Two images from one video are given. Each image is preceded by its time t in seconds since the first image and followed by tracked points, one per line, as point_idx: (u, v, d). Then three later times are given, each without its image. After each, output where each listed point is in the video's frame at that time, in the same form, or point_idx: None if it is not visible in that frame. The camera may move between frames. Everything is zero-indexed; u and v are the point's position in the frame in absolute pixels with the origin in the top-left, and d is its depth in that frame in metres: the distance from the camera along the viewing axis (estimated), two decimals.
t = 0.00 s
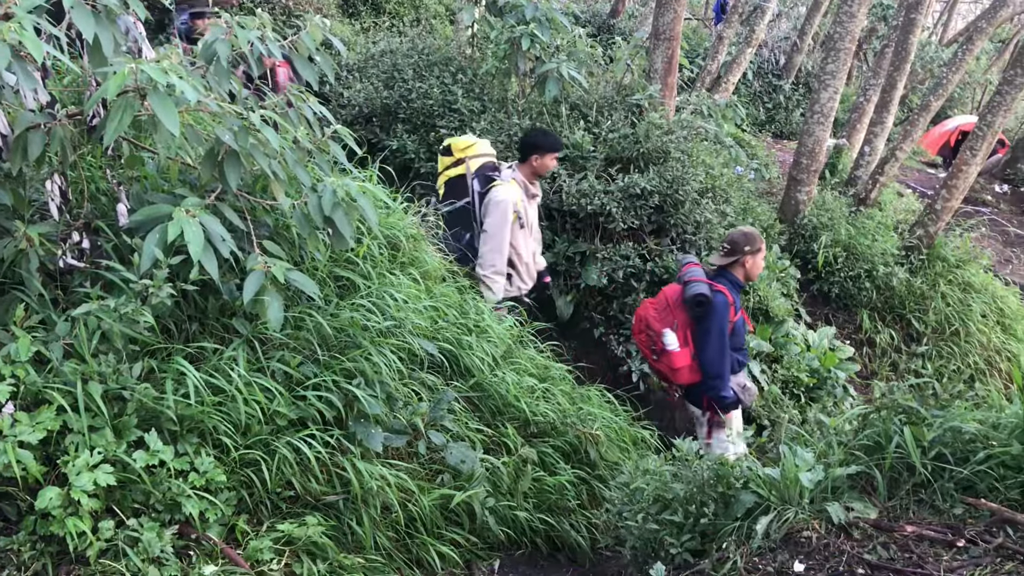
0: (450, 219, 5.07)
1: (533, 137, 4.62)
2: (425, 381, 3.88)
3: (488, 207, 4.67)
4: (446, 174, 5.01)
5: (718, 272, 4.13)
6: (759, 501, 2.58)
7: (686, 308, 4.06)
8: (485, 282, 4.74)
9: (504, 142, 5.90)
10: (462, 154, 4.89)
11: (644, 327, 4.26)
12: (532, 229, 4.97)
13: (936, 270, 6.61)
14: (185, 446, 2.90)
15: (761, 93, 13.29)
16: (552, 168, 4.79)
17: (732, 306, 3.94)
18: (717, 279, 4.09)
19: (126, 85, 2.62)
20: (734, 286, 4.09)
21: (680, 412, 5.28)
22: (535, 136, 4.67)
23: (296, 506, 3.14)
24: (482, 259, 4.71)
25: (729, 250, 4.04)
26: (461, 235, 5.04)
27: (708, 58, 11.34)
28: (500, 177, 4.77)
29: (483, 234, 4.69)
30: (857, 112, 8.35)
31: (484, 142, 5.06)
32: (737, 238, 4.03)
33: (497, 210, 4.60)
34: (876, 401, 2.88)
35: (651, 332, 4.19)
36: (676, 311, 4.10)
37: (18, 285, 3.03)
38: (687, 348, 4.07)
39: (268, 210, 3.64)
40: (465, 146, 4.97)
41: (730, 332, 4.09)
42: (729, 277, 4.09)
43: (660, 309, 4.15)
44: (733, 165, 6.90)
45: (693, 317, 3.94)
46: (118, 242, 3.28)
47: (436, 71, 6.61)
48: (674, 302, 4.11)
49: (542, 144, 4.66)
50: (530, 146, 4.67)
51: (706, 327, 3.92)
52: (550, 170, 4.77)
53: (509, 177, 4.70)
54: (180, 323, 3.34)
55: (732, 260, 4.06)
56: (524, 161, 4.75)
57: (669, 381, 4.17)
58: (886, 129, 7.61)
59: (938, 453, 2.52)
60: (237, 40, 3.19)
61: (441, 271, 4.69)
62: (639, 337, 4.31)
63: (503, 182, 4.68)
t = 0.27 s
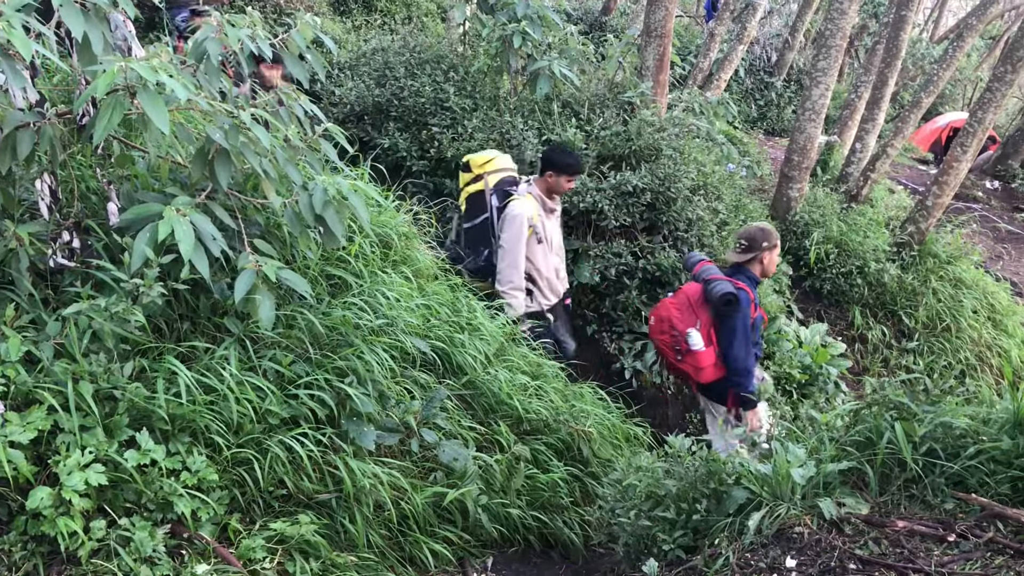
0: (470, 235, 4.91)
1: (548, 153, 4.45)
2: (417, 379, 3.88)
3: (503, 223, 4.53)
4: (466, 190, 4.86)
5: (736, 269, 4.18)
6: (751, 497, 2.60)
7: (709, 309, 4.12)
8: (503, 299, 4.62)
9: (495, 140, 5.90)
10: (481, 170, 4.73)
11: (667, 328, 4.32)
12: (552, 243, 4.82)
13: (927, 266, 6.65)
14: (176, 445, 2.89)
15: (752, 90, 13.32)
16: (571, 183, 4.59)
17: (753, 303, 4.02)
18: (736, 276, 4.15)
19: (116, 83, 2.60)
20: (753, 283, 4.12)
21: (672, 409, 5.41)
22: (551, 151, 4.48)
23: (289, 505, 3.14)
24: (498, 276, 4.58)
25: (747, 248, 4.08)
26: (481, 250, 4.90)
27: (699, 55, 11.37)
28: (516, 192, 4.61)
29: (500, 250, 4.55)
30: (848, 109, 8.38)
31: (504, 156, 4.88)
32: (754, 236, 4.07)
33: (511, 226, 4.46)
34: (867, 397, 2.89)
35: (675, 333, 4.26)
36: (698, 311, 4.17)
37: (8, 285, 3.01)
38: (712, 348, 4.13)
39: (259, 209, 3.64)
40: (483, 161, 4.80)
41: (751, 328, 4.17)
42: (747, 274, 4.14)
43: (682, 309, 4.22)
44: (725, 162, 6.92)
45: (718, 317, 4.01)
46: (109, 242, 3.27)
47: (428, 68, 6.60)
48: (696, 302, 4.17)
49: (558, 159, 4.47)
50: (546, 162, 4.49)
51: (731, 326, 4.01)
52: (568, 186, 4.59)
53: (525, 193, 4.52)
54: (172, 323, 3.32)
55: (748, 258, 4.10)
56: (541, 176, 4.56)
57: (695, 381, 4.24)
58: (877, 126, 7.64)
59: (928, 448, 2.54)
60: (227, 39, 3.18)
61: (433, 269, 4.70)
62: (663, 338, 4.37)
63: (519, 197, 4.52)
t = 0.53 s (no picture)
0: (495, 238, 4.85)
1: (569, 151, 4.41)
2: (414, 378, 3.88)
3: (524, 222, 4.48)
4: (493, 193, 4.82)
5: (753, 267, 4.37)
6: (748, 495, 2.61)
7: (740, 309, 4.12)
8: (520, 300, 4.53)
9: (491, 139, 5.89)
10: (506, 171, 4.70)
11: (697, 332, 4.26)
12: (576, 245, 4.74)
13: (923, 264, 6.67)
14: (173, 445, 2.89)
15: (748, 89, 13.34)
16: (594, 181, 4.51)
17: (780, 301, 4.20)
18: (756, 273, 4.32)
19: (112, 82, 2.60)
20: (771, 279, 4.36)
21: (669, 407, 5.41)
22: (573, 149, 4.44)
23: (286, 504, 3.14)
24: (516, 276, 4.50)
25: (768, 246, 4.28)
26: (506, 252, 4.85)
27: (695, 54, 11.38)
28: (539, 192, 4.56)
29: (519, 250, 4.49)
30: (844, 107, 8.40)
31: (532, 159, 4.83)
32: (775, 233, 4.27)
33: (530, 225, 4.40)
34: (863, 395, 2.90)
35: (707, 336, 4.21)
36: (730, 313, 4.14)
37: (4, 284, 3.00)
38: (744, 349, 4.15)
39: (256, 208, 3.63)
40: (510, 164, 4.76)
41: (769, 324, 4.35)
42: (765, 270, 4.35)
43: (714, 312, 4.17)
44: (721, 160, 6.93)
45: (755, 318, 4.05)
46: (105, 241, 3.26)
47: (424, 67, 6.59)
48: (727, 304, 4.14)
49: (580, 158, 4.41)
50: (568, 160, 4.44)
51: (766, 325, 4.08)
52: (591, 184, 4.51)
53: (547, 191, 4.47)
54: (168, 322, 3.32)
55: (768, 255, 4.29)
56: (564, 176, 4.50)
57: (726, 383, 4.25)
58: (873, 124, 7.66)
59: (925, 446, 2.54)
60: (223, 37, 3.17)
61: (430, 268, 4.70)
62: (691, 341, 4.33)
63: (540, 196, 4.47)
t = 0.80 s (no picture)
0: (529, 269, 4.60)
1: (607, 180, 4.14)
2: (414, 377, 3.89)
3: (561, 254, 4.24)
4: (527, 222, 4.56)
5: (781, 274, 4.29)
6: (747, 494, 2.62)
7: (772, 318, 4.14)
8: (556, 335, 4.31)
9: (490, 138, 5.86)
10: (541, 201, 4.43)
11: (728, 341, 4.23)
12: (617, 276, 4.47)
13: (922, 264, 6.68)
14: (174, 444, 2.89)
15: (747, 88, 13.36)
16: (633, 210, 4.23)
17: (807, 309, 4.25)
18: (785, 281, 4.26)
19: (112, 82, 2.60)
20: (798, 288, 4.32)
21: (668, 407, 5.37)
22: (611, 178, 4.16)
23: (286, 503, 3.15)
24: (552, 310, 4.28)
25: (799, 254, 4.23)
26: (544, 286, 4.55)
27: (693, 54, 11.38)
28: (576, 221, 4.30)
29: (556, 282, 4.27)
30: (843, 107, 8.41)
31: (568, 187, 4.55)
32: (806, 243, 4.22)
33: (568, 257, 4.16)
34: (862, 394, 2.90)
35: (739, 346, 4.19)
36: (763, 321, 4.15)
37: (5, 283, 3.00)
38: (775, 357, 4.18)
39: (256, 207, 3.64)
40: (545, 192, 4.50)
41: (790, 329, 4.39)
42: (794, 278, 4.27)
43: (747, 321, 4.15)
44: (720, 160, 6.93)
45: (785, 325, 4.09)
46: (105, 240, 3.26)
47: (423, 67, 6.59)
48: (759, 312, 4.14)
49: (620, 187, 4.14)
50: (605, 189, 4.17)
51: (796, 333, 4.16)
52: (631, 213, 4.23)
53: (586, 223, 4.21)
54: (168, 321, 3.32)
55: (799, 264, 4.25)
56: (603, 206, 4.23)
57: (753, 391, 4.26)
58: (872, 124, 7.67)
59: (924, 445, 2.55)
60: (224, 37, 3.17)
61: (430, 268, 4.71)
62: (720, 350, 4.30)
63: (579, 227, 4.21)
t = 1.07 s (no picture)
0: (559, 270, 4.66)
1: (649, 183, 4.21)
2: (414, 378, 3.89)
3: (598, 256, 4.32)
4: (560, 222, 4.62)
5: (797, 275, 4.32)
6: (747, 495, 2.62)
7: (796, 320, 4.20)
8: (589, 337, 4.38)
9: (490, 139, 5.88)
10: (578, 202, 4.49)
11: (755, 346, 4.27)
12: (648, 280, 4.56)
13: (921, 266, 6.68)
14: (174, 445, 2.89)
15: (746, 90, 13.38)
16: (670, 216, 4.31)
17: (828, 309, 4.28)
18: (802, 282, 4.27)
19: (113, 83, 2.60)
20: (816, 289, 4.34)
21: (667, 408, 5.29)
22: (652, 182, 4.23)
23: (286, 504, 3.15)
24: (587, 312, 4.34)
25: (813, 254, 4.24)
26: (573, 286, 4.60)
27: (693, 55, 11.39)
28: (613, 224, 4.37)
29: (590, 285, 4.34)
30: (843, 109, 8.41)
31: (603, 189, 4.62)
32: (819, 242, 4.24)
33: (605, 260, 4.24)
34: (862, 396, 2.90)
35: (767, 350, 4.23)
36: (787, 324, 4.20)
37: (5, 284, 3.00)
38: (802, 360, 4.22)
39: (255, 208, 3.64)
40: (580, 194, 4.56)
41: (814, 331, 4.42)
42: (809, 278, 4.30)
43: (771, 325, 4.20)
44: (720, 161, 6.94)
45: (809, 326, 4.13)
46: (105, 241, 3.26)
47: (423, 68, 6.59)
48: (783, 316, 4.19)
49: (662, 192, 4.21)
50: (645, 194, 4.24)
51: (818, 335, 4.17)
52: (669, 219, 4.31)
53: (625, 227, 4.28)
54: (168, 322, 3.32)
55: (815, 263, 4.25)
56: (642, 209, 4.30)
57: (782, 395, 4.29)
58: (871, 125, 7.67)
59: (923, 447, 2.55)
60: (224, 38, 3.18)
61: (429, 269, 4.71)
62: (747, 356, 4.34)
63: (618, 230, 4.28)
